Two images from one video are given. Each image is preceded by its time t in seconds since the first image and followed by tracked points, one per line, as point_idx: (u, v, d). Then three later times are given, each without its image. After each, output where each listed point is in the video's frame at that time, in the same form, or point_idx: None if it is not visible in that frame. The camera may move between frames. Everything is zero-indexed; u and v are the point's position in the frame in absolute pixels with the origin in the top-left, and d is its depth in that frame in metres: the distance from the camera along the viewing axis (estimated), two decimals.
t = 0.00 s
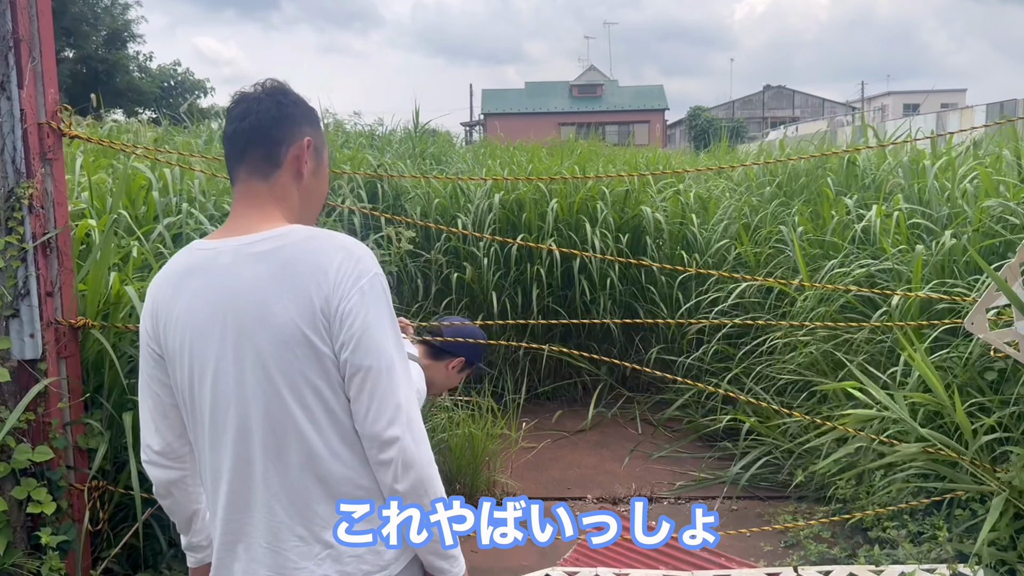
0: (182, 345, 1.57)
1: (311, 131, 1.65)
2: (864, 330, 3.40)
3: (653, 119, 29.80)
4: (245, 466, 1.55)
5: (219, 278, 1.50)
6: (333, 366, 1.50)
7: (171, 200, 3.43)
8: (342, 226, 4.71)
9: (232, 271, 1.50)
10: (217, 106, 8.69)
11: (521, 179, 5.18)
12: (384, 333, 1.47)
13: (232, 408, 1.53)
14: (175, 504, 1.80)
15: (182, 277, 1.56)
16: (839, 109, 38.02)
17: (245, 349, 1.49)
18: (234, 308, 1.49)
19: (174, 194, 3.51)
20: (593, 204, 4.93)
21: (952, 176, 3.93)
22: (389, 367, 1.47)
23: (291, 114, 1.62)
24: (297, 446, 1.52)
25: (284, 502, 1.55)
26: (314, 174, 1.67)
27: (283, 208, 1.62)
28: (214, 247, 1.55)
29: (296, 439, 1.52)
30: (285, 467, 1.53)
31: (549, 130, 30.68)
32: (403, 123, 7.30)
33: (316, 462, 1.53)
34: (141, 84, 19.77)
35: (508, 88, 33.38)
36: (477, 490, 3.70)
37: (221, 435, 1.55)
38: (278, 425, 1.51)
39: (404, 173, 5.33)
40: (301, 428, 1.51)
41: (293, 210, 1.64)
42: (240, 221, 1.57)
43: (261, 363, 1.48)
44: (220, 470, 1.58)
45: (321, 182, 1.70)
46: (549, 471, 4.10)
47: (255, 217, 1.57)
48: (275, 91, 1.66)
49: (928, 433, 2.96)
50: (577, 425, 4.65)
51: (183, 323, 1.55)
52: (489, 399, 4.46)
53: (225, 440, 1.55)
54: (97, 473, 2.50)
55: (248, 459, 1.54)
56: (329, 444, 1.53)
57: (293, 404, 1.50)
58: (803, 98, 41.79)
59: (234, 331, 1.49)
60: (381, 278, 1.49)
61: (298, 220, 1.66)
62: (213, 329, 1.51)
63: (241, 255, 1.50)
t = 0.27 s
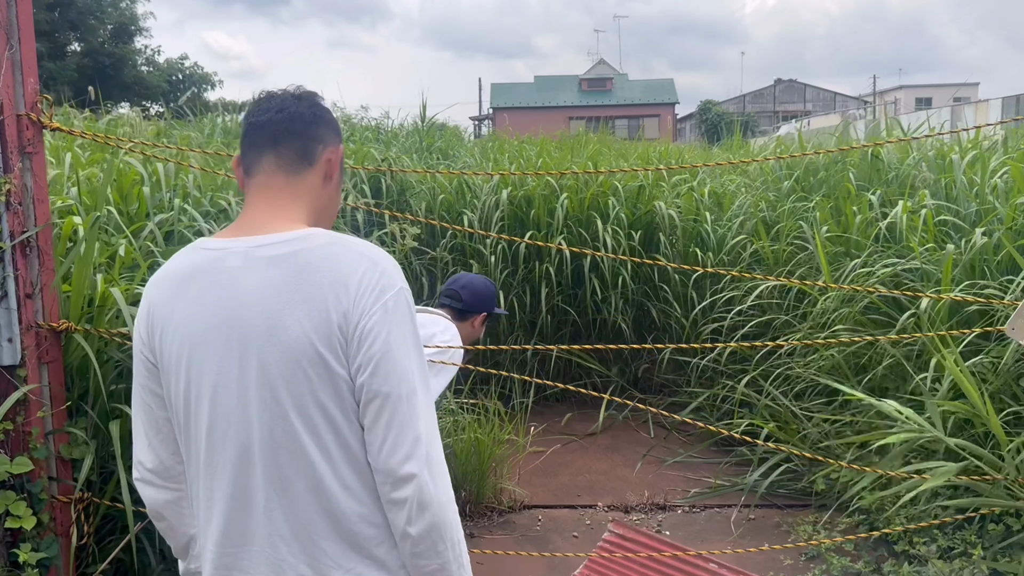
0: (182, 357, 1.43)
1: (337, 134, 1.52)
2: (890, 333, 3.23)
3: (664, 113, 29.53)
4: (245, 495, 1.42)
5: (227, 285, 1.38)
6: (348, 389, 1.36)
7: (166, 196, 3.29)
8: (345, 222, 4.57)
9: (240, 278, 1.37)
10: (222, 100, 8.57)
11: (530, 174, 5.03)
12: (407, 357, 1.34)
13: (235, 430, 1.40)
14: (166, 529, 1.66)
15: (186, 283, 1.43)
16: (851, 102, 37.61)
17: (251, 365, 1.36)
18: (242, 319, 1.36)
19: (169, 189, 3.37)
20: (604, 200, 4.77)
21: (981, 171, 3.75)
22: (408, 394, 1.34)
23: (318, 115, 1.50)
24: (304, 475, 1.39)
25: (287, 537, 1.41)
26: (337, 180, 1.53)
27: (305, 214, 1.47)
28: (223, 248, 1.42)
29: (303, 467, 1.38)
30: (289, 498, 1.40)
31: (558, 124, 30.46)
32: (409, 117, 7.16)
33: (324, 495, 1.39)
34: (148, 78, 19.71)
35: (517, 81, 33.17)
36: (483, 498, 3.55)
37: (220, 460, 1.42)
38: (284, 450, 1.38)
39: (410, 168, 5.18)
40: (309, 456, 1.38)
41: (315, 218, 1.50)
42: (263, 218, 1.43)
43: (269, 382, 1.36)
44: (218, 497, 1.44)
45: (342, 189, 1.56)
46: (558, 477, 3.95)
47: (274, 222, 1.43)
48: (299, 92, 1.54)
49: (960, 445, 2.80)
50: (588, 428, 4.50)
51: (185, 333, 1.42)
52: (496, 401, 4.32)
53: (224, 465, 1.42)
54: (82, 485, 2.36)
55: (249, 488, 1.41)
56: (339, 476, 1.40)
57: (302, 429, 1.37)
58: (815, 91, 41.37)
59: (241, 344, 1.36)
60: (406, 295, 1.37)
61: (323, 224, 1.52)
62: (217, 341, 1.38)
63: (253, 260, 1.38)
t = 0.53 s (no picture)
0: (179, 359, 1.29)
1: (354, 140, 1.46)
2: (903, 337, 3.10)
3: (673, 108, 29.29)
4: (243, 517, 1.28)
5: (241, 282, 1.26)
6: (373, 404, 1.28)
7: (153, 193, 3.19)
8: (343, 220, 4.46)
9: (258, 275, 1.26)
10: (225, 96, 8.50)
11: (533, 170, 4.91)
12: (440, 373, 1.29)
13: (237, 444, 1.27)
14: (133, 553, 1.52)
15: (188, 278, 1.29)
16: (863, 97, 37.24)
17: (265, 374, 1.25)
18: (256, 320, 1.24)
19: (157, 187, 3.27)
20: (609, 197, 4.64)
21: (999, 167, 3.60)
22: (441, 413, 1.28)
23: (341, 118, 1.43)
24: (314, 496, 1.28)
25: (287, 565, 1.29)
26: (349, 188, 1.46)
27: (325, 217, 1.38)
28: (234, 241, 1.30)
29: (315, 487, 1.28)
30: (295, 520, 1.28)
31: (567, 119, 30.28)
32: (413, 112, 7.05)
33: (335, 518, 1.29)
34: (155, 73, 19.70)
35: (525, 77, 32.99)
36: (480, 504, 3.44)
37: (213, 478, 1.28)
38: (296, 468, 1.27)
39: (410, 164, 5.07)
40: (324, 473, 1.28)
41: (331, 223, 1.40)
42: (280, 216, 1.31)
43: (288, 392, 1.25)
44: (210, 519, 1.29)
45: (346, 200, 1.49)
46: (558, 482, 3.84)
47: (301, 221, 1.32)
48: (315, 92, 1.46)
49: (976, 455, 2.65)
50: (591, 431, 4.38)
51: (184, 331, 1.27)
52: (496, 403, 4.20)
53: (219, 483, 1.28)
54: (57, 494, 2.27)
55: (247, 509, 1.28)
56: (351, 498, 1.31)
57: (317, 444, 1.27)
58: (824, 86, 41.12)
59: (256, 349, 1.24)
60: (436, 308, 1.31)
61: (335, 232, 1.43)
62: (224, 343, 1.25)
63: (273, 257, 1.26)
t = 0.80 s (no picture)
0: (87, 359, 1.20)
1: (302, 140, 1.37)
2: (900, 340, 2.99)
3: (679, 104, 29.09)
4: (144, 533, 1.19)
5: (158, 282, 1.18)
6: (299, 419, 1.22)
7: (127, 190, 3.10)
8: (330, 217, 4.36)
9: (177, 277, 1.18)
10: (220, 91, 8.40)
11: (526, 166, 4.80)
12: (371, 390, 1.23)
13: (146, 459, 1.18)
14: (22, 555, 1.42)
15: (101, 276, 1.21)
16: (872, 93, 36.93)
17: (179, 384, 1.16)
18: (171, 324, 1.16)
19: (132, 184, 3.17)
20: (603, 194, 4.53)
21: (1003, 164, 3.49)
22: (373, 431, 1.23)
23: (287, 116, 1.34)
24: (229, 514, 1.21)
25: None
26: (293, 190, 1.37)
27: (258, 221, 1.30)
28: (158, 241, 1.22)
29: (230, 503, 1.21)
30: (206, 538, 1.20)
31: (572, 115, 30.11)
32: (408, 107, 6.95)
33: (251, 536, 1.22)
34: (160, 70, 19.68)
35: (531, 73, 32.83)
36: (465, 510, 3.35)
37: (117, 495, 1.19)
38: (211, 483, 1.19)
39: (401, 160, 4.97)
40: (240, 489, 1.21)
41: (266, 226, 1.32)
42: (210, 219, 1.24)
43: (204, 403, 1.17)
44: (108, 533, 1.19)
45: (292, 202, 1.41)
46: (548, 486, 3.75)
47: (229, 225, 1.24)
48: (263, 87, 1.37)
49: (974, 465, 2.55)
50: (583, 433, 4.29)
51: (94, 332, 1.19)
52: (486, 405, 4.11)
53: (124, 500, 1.18)
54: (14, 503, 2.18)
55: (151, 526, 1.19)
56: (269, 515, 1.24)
57: (235, 459, 1.20)
58: (833, 82, 40.79)
59: (168, 355, 1.16)
60: (367, 321, 1.25)
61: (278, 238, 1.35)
62: (136, 347, 1.17)
63: (196, 259, 1.19)
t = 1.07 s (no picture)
0: None
1: (158, 158, 1.36)
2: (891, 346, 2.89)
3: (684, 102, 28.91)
4: None
5: None
6: (100, 428, 1.21)
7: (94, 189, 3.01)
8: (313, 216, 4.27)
9: None
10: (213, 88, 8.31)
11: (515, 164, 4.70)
12: (166, 396, 1.19)
13: None
14: None
15: None
16: (879, 90, 36.66)
17: None
18: None
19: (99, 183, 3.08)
20: (593, 193, 4.43)
21: (1000, 162, 3.37)
22: (172, 436, 1.19)
23: (141, 135, 1.34)
24: (37, 521, 1.22)
25: None
26: (152, 208, 1.37)
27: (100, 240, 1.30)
28: None
29: (38, 510, 1.21)
30: (17, 545, 1.22)
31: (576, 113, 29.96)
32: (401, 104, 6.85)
33: (59, 543, 1.22)
34: (161, 68, 19.65)
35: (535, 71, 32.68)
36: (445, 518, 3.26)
37: None
38: (18, 490, 1.21)
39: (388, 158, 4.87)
40: (44, 496, 1.21)
41: (114, 244, 1.32)
42: (35, 240, 1.26)
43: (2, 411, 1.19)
44: None
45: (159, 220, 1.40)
46: (533, 493, 3.65)
47: (52, 245, 1.26)
48: (128, 106, 1.39)
49: (963, 479, 2.45)
50: (571, 438, 4.19)
51: None
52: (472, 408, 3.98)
53: None
54: None
55: None
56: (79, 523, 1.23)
57: (38, 466, 1.21)
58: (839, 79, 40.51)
59: None
60: (167, 327, 1.21)
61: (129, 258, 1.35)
62: None
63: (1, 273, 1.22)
